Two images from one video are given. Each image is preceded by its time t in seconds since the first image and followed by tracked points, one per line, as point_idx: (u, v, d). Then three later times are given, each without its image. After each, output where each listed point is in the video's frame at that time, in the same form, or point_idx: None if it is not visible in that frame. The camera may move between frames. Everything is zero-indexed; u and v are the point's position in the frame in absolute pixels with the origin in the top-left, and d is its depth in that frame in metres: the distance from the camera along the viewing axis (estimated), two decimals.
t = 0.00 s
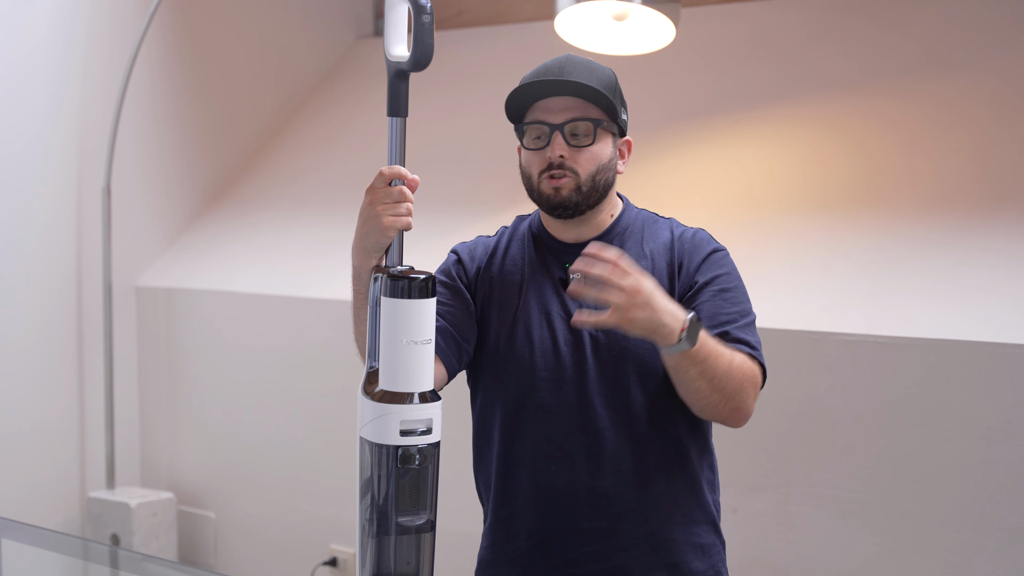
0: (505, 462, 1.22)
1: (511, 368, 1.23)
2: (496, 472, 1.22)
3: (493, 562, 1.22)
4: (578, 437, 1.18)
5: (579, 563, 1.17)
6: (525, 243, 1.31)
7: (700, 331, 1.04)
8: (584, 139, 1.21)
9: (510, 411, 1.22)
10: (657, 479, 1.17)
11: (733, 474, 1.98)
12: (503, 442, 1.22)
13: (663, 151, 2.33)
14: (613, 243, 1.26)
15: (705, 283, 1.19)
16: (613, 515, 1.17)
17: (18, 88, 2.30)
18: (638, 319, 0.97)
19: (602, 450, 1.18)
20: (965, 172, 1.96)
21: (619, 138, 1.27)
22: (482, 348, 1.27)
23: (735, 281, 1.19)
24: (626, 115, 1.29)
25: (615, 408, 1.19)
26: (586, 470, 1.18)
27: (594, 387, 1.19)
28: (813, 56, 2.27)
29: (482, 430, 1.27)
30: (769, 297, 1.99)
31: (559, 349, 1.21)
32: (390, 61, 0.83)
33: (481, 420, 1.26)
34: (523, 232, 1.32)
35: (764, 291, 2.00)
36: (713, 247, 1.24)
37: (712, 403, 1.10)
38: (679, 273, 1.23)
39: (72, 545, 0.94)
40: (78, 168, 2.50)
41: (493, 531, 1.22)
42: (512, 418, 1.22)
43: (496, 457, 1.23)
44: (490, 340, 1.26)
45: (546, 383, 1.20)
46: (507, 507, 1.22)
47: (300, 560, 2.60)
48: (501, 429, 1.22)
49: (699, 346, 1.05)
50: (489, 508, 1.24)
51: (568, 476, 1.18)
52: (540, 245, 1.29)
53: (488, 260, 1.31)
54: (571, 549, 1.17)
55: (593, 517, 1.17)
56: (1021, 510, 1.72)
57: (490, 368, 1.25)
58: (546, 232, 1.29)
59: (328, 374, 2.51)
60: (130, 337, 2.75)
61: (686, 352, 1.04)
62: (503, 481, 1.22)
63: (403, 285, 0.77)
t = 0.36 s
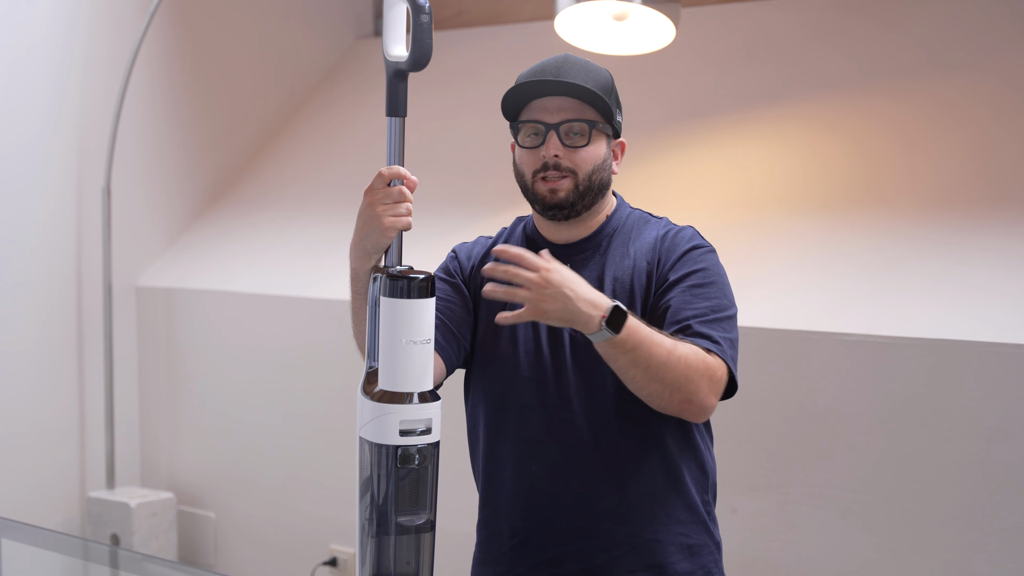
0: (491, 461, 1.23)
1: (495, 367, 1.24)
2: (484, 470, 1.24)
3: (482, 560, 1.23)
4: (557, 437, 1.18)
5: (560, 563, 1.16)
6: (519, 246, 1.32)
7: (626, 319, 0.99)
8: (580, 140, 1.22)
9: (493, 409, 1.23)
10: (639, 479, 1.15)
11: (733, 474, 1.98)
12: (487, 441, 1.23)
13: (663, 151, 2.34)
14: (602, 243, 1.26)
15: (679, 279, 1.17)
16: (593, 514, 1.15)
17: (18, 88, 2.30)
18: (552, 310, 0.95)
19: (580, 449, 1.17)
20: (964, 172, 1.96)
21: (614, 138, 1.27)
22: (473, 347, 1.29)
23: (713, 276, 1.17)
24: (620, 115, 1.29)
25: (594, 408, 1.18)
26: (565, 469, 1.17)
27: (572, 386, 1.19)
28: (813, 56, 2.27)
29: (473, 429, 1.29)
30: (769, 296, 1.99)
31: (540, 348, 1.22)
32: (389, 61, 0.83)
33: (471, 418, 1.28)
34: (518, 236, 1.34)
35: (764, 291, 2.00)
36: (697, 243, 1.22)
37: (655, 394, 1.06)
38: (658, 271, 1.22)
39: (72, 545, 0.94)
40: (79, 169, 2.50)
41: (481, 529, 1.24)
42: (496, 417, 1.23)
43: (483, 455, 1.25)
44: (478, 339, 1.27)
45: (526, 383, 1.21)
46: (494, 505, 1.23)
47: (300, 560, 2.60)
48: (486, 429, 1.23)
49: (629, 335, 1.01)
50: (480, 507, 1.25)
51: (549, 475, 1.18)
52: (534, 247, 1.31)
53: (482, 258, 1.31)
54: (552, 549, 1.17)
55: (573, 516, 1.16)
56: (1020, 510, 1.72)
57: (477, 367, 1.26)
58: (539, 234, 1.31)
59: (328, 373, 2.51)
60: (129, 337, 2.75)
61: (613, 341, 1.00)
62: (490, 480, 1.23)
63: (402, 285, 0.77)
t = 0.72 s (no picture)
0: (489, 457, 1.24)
1: (491, 364, 1.24)
2: (483, 467, 1.25)
3: (480, 557, 1.23)
4: (552, 433, 1.18)
5: (555, 560, 1.16)
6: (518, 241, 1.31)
7: (604, 262, 0.99)
8: (596, 135, 1.22)
9: (490, 406, 1.24)
10: (633, 476, 1.15)
11: (733, 474, 1.98)
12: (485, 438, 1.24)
13: (663, 151, 2.34)
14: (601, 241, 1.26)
15: (668, 267, 1.17)
16: (588, 511, 1.15)
17: (17, 87, 2.30)
18: (533, 238, 0.97)
19: (575, 446, 1.17)
20: (963, 172, 1.96)
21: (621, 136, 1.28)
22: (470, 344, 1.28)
23: (704, 262, 1.15)
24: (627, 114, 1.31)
25: (588, 405, 1.18)
26: (559, 465, 1.17)
27: (567, 382, 1.19)
28: (813, 56, 2.27)
29: (473, 427, 1.30)
30: (769, 296, 1.99)
31: (535, 345, 1.21)
32: (389, 61, 0.83)
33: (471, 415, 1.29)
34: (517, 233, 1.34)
35: (764, 291, 2.00)
36: (692, 235, 1.21)
37: (625, 347, 1.03)
38: (650, 264, 1.21)
39: (72, 545, 0.95)
40: (79, 169, 2.50)
41: (480, 526, 1.24)
42: (494, 414, 1.24)
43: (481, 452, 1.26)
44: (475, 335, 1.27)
45: (521, 379, 1.21)
46: (491, 502, 1.24)
47: (300, 560, 2.60)
48: (485, 426, 1.24)
49: (607, 277, 1.00)
50: (478, 503, 1.26)
51: (543, 472, 1.18)
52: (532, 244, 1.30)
53: (482, 255, 1.32)
54: (547, 545, 1.16)
55: (568, 513, 1.16)
56: (1019, 510, 1.72)
57: (475, 364, 1.26)
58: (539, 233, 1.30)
59: (328, 373, 2.51)
60: (129, 337, 2.76)
61: (589, 281, 1.00)
62: (488, 476, 1.24)
63: (402, 285, 0.77)
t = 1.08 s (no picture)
0: (486, 460, 1.24)
1: (489, 368, 1.24)
2: (480, 470, 1.25)
3: (478, 559, 1.23)
4: (548, 437, 1.18)
5: (552, 563, 1.16)
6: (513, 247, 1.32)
7: (586, 304, 0.97)
8: (595, 141, 1.22)
9: (487, 409, 1.24)
10: (630, 479, 1.15)
11: (733, 474, 1.98)
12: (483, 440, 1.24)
13: (663, 151, 2.34)
14: (596, 244, 1.26)
15: (662, 273, 1.17)
16: (585, 515, 1.15)
17: (17, 87, 2.30)
18: (511, 287, 0.94)
19: (571, 450, 1.17)
20: (963, 171, 1.96)
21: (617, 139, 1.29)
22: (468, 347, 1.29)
23: (700, 269, 1.15)
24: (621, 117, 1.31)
25: (584, 408, 1.18)
26: (556, 469, 1.17)
27: (563, 386, 1.19)
28: (813, 56, 2.27)
29: (471, 428, 1.30)
30: (769, 296, 1.99)
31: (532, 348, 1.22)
32: (389, 61, 0.83)
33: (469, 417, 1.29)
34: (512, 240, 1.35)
35: (764, 291, 2.00)
36: (688, 239, 1.20)
37: (619, 377, 1.03)
38: (645, 267, 1.21)
39: (72, 545, 0.95)
40: (79, 168, 2.50)
41: (478, 528, 1.24)
42: (491, 417, 1.24)
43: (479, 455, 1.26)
44: (472, 338, 1.28)
45: (518, 383, 1.21)
46: (489, 505, 1.24)
47: (300, 560, 2.60)
48: (482, 429, 1.24)
49: (592, 318, 0.99)
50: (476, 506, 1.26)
51: (539, 476, 1.18)
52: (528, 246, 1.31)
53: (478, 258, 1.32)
54: (544, 549, 1.17)
55: (564, 516, 1.16)
56: (1019, 510, 1.72)
57: (472, 367, 1.27)
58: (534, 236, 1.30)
59: (328, 373, 2.51)
60: (129, 337, 2.76)
61: (573, 324, 0.98)
62: (485, 479, 1.24)
63: (402, 285, 0.77)
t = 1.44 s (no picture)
0: (485, 459, 1.24)
1: (486, 367, 1.24)
2: (478, 468, 1.25)
3: (478, 558, 1.23)
4: (545, 434, 1.18)
5: (551, 561, 1.16)
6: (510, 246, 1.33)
7: (583, 282, 0.98)
8: (595, 137, 1.23)
9: (485, 408, 1.24)
10: (627, 475, 1.15)
11: (733, 474, 1.98)
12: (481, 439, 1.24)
13: (663, 151, 2.34)
14: (592, 241, 1.26)
15: (656, 268, 1.17)
16: (583, 512, 1.15)
17: (17, 88, 2.30)
18: (510, 282, 0.96)
19: (569, 447, 1.17)
20: (963, 171, 1.96)
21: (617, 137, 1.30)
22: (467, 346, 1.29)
23: (693, 264, 1.15)
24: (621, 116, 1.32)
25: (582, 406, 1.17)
26: (553, 467, 1.17)
27: (559, 384, 1.19)
28: (813, 56, 2.27)
29: (469, 427, 1.30)
30: (769, 296, 1.99)
31: (528, 346, 1.22)
32: (389, 61, 0.83)
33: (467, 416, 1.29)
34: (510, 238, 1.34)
35: (764, 291, 2.00)
36: (683, 236, 1.20)
37: (610, 361, 1.03)
38: (640, 263, 1.21)
39: (73, 545, 0.95)
40: (78, 169, 2.50)
41: (477, 527, 1.25)
42: (488, 416, 1.24)
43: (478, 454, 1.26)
44: (470, 338, 1.28)
45: (515, 381, 1.21)
46: (488, 503, 1.24)
47: (300, 560, 2.60)
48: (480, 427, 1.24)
49: (590, 296, 1.00)
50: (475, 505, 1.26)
51: (537, 474, 1.18)
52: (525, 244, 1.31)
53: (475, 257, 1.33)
54: (543, 547, 1.17)
55: (563, 514, 1.16)
56: (1019, 510, 1.72)
57: (470, 366, 1.27)
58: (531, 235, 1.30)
59: (328, 373, 2.51)
60: (129, 337, 2.76)
61: (572, 303, 1.00)
62: (484, 477, 1.24)
63: (402, 285, 0.77)
